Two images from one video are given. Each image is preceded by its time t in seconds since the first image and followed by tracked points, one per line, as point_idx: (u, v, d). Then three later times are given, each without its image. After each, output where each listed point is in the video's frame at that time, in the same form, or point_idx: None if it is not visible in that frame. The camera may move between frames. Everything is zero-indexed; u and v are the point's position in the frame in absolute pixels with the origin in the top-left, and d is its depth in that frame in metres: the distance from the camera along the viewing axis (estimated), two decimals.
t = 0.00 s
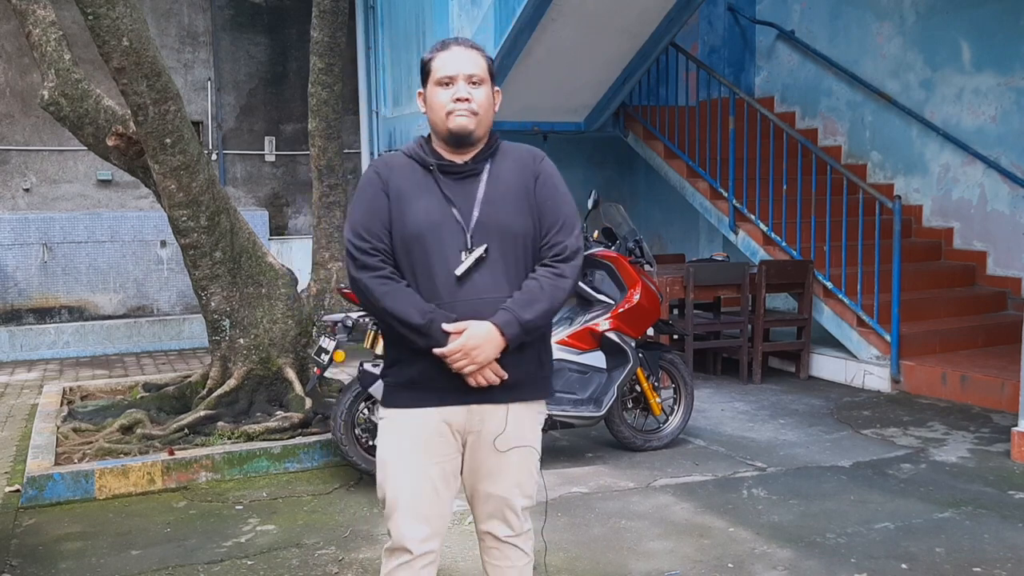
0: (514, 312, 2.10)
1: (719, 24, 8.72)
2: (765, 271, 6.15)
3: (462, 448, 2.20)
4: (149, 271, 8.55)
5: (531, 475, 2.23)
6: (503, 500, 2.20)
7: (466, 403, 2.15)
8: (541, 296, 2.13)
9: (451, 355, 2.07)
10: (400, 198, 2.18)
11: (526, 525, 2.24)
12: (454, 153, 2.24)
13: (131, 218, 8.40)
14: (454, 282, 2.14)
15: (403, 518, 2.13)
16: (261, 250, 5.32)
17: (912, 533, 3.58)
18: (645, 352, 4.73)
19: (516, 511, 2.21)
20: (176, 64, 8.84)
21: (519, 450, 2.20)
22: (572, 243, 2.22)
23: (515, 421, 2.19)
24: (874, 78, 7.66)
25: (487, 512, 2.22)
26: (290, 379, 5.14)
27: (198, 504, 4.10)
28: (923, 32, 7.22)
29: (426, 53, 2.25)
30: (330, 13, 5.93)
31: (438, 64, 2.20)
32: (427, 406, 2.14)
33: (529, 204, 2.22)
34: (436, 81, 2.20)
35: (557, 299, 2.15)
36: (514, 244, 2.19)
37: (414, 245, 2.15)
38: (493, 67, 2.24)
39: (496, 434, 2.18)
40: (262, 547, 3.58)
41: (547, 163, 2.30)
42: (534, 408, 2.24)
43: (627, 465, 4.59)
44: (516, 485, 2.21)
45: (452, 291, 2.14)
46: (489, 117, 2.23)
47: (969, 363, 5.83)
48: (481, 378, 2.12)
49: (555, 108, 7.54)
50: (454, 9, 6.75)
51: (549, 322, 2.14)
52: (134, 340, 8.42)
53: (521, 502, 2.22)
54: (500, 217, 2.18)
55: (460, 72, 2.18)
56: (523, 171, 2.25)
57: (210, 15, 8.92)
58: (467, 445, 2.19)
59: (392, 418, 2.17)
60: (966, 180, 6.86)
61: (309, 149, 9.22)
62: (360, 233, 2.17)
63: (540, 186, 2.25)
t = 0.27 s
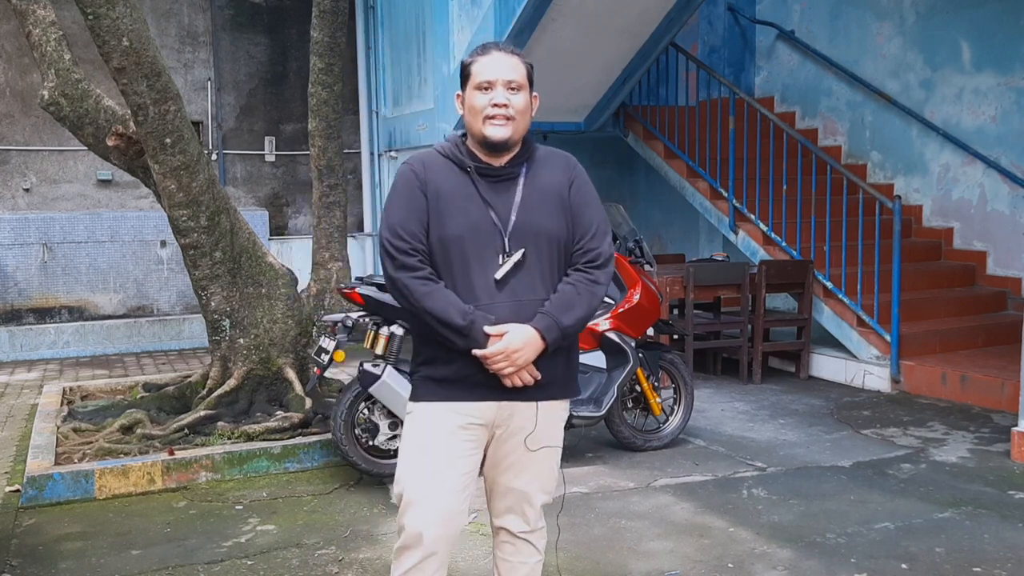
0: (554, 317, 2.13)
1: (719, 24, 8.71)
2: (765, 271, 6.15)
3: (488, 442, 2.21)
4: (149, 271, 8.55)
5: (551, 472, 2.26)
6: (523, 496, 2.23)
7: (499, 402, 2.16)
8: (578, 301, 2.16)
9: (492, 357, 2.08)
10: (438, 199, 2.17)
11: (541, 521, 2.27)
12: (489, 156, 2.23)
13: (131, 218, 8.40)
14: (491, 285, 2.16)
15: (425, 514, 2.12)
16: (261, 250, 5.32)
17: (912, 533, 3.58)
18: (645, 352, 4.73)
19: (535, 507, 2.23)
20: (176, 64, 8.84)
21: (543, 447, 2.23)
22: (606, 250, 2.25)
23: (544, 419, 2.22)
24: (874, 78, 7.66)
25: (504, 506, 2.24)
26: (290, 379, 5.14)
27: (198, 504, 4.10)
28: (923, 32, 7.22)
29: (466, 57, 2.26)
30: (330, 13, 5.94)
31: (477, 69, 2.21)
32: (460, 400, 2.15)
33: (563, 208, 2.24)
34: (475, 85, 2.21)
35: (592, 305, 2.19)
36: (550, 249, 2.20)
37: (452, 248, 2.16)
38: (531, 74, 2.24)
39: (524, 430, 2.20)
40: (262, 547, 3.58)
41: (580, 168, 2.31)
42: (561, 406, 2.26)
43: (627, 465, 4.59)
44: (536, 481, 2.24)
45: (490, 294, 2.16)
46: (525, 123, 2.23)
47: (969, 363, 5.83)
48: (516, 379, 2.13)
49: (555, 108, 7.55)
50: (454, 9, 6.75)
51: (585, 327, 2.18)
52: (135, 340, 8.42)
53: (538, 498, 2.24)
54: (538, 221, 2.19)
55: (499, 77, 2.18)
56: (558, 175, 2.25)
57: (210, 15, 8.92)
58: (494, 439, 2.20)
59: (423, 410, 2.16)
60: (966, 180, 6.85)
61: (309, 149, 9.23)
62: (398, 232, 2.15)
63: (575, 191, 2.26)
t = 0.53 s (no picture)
0: (562, 312, 2.12)
1: (719, 24, 8.71)
2: (765, 271, 6.15)
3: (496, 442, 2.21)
4: (149, 271, 8.55)
5: (557, 474, 2.25)
6: (531, 496, 2.21)
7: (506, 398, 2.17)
8: (587, 298, 2.16)
9: (498, 351, 2.07)
10: (449, 194, 2.18)
11: (547, 524, 2.25)
12: (504, 155, 2.23)
13: (131, 218, 8.40)
14: (502, 281, 2.16)
15: (432, 512, 2.13)
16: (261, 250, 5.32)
17: (912, 533, 3.58)
18: (645, 352, 4.74)
19: (541, 509, 2.22)
20: (176, 64, 8.84)
21: (551, 446, 2.22)
22: (617, 249, 2.24)
23: (551, 418, 2.21)
24: (874, 78, 7.66)
25: (513, 507, 2.23)
26: (290, 379, 5.14)
27: (198, 504, 4.10)
28: (923, 32, 7.22)
29: (481, 56, 2.26)
30: (330, 13, 5.94)
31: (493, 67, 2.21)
32: (467, 399, 2.15)
33: (574, 207, 2.24)
34: (489, 84, 2.21)
35: (601, 302, 2.18)
36: (560, 246, 2.20)
37: (462, 243, 2.16)
38: (546, 73, 2.25)
39: (531, 430, 2.20)
40: (262, 547, 3.58)
41: (592, 168, 2.32)
42: (568, 407, 2.26)
43: (627, 465, 4.59)
44: (543, 482, 2.23)
45: (500, 289, 2.15)
46: (540, 122, 2.23)
47: (969, 363, 5.83)
48: (523, 374, 2.13)
49: (555, 108, 7.55)
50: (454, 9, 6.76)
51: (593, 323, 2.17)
52: (134, 340, 8.42)
53: (547, 499, 2.23)
54: (548, 218, 2.19)
55: (514, 75, 2.18)
56: (570, 175, 2.26)
57: (210, 15, 8.92)
58: (501, 439, 2.20)
59: (432, 409, 2.17)
60: (966, 180, 6.86)
61: (309, 149, 9.23)
62: (410, 226, 2.16)
63: (587, 191, 2.27)
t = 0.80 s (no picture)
0: (558, 312, 2.11)
1: (719, 24, 8.70)
2: (765, 271, 6.15)
3: (496, 443, 2.21)
4: (149, 271, 8.55)
5: (557, 476, 2.24)
6: (530, 498, 2.21)
7: (504, 397, 2.17)
8: (585, 298, 2.15)
9: (493, 350, 2.07)
10: (450, 194, 2.19)
11: (547, 527, 2.24)
12: (506, 155, 2.23)
13: (131, 218, 8.40)
14: (500, 281, 2.16)
15: (431, 511, 2.13)
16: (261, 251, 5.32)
17: (912, 533, 3.58)
18: (645, 352, 4.74)
19: (540, 511, 2.21)
20: (176, 64, 8.83)
21: (550, 447, 2.22)
22: (618, 249, 2.23)
23: (550, 419, 2.21)
24: (874, 78, 7.66)
25: (512, 509, 2.22)
26: (290, 379, 5.14)
27: (198, 504, 4.10)
28: (923, 32, 7.22)
29: (484, 58, 2.26)
30: (330, 13, 5.95)
31: (495, 69, 2.21)
32: (466, 399, 2.16)
33: (575, 207, 2.23)
34: (492, 85, 2.21)
35: (600, 303, 2.17)
36: (560, 246, 2.20)
37: (462, 243, 2.17)
38: (549, 74, 2.24)
39: (530, 431, 2.20)
40: (262, 547, 3.58)
41: (596, 168, 2.30)
42: (568, 408, 2.25)
43: (627, 465, 4.59)
44: (543, 484, 2.22)
45: (499, 289, 2.16)
46: (542, 123, 2.23)
47: (969, 363, 5.83)
48: (519, 373, 2.12)
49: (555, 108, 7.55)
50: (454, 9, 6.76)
51: (591, 323, 2.16)
52: (134, 340, 8.42)
53: (546, 502, 2.23)
54: (548, 218, 2.19)
55: (516, 76, 2.18)
56: (572, 175, 2.25)
57: (210, 15, 8.92)
58: (501, 440, 2.20)
59: (431, 409, 2.18)
60: (966, 180, 6.85)
61: (309, 149, 9.23)
62: (411, 227, 2.17)
63: (589, 191, 2.26)
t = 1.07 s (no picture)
0: (555, 311, 2.10)
1: (719, 24, 8.69)
2: (765, 271, 6.15)
3: (494, 442, 2.21)
4: (149, 271, 8.55)
5: (556, 476, 2.24)
6: (529, 499, 2.21)
7: (502, 397, 2.17)
8: (582, 297, 2.14)
9: (488, 349, 2.07)
10: (449, 194, 2.19)
11: (546, 527, 2.24)
12: (506, 155, 2.23)
13: (131, 218, 8.40)
14: (497, 280, 2.16)
15: (430, 510, 2.13)
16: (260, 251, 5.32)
17: (912, 533, 3.58)
18: (645, 352, 4.74)
19: (539, 511, 2.21)
20: (176, 64, 8.83)
21: (548, 447, 2.22)
22: (617, 248, 2.22)
23: (548, 419, 2.21)
24: (874, 78, 7.66)
25: (511, 510, 2.22)
26: (290, 380, 5.15)
27: (198, 504, 4.10)
28: (923, 32, 7.22)
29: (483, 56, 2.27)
30: (330, 13, 5.95)
31: (494, 68, 2.21)
32: (463, 398, 2.16)
33: (575, 206, 2.22)
34: (490, 83, 2.21)
35: (597, 302, 2.15)
36: (559, 245, 2.19)
37: (461, 242, 2.18)
38: (548, 73, 2.24)
39: (528, 431, 2.20)
40: (262, 547, 3.58)
41: (597, 167, 2.29)
42: (567, 409, 2.25)
43: (627, 465, 4.59)
44: (541, 483, 2.22)
45: (496, 288, 2.16)
46: (541, 122, 2.23)
47: (969, 363, 5.83)
48: (516, 371, 2.11)
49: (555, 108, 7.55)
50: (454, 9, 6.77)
51: (588, 322, 2.14)
52: (134, 340, 8.42)
53: (545, 502, 2.23)
54: (546, 217, 2.19)
55: (514, 74, 2.19)
56: (572, 174, 2.24)
57: (210, 15, 8.92)
58: (499, 440, 2.20)
59: (429, 408, 2.18)
60: (966, 180, 6.85)
61: (309, 149, 9.23)
62: (411, 226, 2.19)
63: (589, 191, 2.25)
